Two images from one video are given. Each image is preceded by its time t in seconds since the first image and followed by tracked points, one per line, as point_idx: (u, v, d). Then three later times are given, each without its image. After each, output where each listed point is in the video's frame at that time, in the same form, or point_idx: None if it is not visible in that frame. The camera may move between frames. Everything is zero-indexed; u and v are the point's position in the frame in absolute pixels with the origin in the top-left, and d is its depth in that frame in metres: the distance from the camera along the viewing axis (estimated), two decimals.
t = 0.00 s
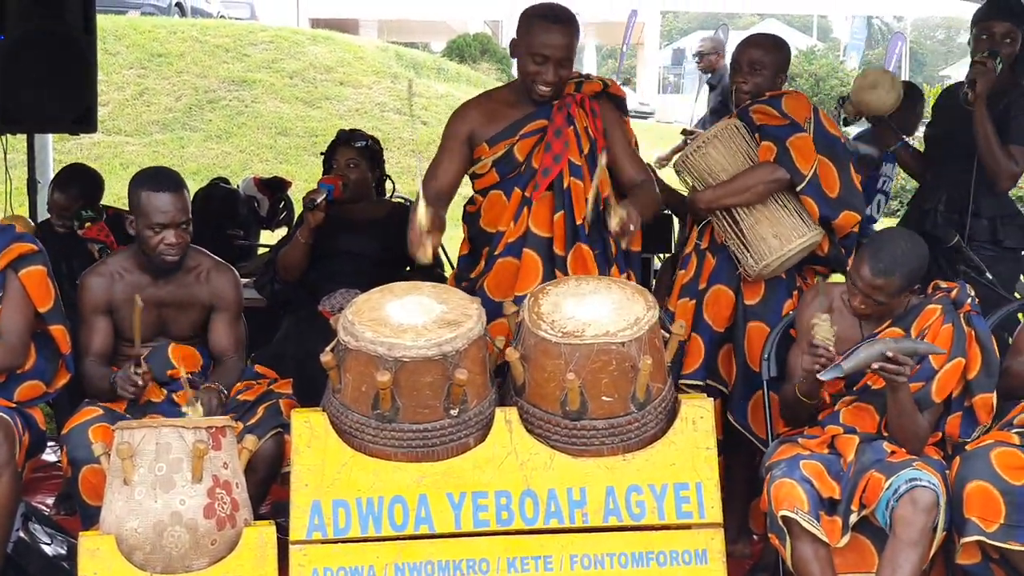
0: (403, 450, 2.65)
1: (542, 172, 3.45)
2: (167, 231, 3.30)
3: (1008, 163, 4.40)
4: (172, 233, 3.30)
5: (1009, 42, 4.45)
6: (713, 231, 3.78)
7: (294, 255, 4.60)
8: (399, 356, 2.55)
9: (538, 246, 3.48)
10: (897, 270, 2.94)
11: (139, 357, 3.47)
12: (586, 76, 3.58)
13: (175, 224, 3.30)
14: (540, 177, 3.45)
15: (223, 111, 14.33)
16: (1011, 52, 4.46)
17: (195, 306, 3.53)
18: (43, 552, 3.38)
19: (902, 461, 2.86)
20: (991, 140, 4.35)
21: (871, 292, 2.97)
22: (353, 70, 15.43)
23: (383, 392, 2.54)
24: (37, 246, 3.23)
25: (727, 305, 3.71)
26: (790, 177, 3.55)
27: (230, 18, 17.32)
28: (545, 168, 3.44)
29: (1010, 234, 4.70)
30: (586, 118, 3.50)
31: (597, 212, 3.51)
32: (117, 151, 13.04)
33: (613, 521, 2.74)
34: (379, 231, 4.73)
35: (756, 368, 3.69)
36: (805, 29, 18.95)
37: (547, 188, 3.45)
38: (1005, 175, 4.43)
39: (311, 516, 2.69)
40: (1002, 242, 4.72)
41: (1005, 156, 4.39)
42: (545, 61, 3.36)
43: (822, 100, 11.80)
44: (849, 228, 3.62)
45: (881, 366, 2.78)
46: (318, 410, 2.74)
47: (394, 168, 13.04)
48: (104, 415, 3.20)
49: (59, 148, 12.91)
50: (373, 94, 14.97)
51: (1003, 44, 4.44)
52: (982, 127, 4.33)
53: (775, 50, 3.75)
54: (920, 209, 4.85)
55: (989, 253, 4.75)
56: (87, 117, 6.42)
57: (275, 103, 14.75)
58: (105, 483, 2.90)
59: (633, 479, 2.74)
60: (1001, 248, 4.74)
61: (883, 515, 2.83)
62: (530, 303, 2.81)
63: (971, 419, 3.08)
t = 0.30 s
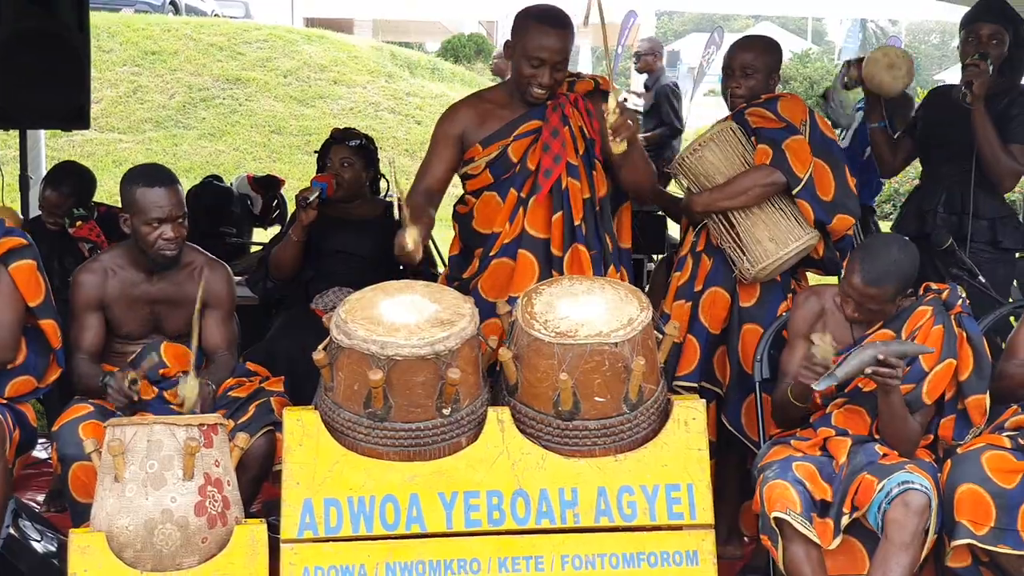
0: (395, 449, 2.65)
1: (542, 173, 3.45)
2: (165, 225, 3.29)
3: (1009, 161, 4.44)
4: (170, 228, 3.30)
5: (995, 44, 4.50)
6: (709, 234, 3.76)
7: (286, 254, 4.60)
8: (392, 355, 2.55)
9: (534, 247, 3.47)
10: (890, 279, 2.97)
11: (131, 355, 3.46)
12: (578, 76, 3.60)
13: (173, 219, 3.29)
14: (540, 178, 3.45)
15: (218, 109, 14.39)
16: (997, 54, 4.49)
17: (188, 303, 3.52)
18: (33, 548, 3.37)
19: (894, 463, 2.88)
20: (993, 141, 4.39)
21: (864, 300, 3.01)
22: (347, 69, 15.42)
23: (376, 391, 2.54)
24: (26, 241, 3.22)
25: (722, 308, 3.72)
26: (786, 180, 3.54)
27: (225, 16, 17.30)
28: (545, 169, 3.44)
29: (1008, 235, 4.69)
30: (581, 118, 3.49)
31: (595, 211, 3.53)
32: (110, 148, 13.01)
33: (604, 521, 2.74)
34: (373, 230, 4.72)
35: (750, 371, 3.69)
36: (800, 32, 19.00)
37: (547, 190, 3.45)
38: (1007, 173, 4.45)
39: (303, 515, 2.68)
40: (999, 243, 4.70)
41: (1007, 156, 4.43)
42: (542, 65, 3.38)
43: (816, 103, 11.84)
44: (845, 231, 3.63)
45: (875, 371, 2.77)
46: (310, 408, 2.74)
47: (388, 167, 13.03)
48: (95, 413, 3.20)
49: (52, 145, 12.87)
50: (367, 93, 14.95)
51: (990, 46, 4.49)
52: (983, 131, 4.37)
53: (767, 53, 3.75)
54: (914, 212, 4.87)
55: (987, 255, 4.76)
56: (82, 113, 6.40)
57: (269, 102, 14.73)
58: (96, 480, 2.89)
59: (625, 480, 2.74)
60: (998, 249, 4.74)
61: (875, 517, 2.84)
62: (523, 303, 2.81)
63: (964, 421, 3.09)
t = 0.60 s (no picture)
0: (387, 447, 2.65)
1: (526, 180, 3.45)
2: (159, 222, 3.28)
3: (996, 154, 4.52)
4: (164, 224, 3.29)
5: (973, 40, 4.45)
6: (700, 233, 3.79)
7: (277, 252, 4.60)
8: (383, 353, 2.56)
9: (519, 253, 3.48)
10: (877, 269, 2.98)
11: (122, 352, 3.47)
12: (574, 79, 3.55)
13: (167, 215, 3.29)
14: (524, 185, 3.45)
15: (209, 105, 14.34)
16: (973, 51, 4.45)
17: (179, 301, 3.52)
18: (24, 545, 3.37)
19: (885, 463, 2.89)
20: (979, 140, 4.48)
21: (852, 290, 3.00)
22: (339, 66, 15.39)
23: (368, 389, 2.54)
24: (18, 238, 3.21)
25: (715, 306, 3.72)
26: (780, 186, 3.56)
27: (216, 13, 17.26)
28: (530, 176, 3.44)
29: (1002, 230, 4.69)
30: (571, 124, 3.47)
31: (581, 220, 3.51)
32: (101, 145, 12.95)
33: (596, 519, 2.75)
34: (365, 227, 4.71)
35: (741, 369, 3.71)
36: (792, 31, 19.03)
37: (532, 196, 3.45)
38: (995, 166, 4.53)
39: (294, 512, 2.69)
40: (994, 238, 4.70)
41: (995, 151, 4.52)
42: (533, 63, 3.37)
43: (808, 103, 11.88)
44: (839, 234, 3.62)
45: (856, 359, 2.79)
46: (302, 405, 2.74)
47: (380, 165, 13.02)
48: (85, 410, 3.19)
49: (41, 140, 12.81)
50: (359, 90, 14.93)
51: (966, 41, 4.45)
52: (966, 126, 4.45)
53: (759, 52, 3.76)
54: (903, 210, 4.90)
55: (982, 252, 4.73)
56: (71, 111, 6.38)
57: (260, 99, 14.70)
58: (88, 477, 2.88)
59: (616, 478, 2.75)
60: (992, 245, 4.72)
61: (865, 516, 2.86)
62: (515, 301, 2.82)
63: (956, 421, 3.11)
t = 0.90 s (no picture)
0: (389, 440, 2.65)
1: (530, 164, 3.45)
2: (161, 215, 3.28)
3: (981, 138, 4.47)
4: (166, 218, 3.28)
5: (950, 32, 4.49)
6: (706, 225, 3.76)
7: (277, 246, 4.59)
8: (385, 346, 2.55)
9: (523, 238, 3.47)
10: (881, 248, 2.97)
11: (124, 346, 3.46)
12: (567, 62, 3.58)
13: (170, 208, 3.28)
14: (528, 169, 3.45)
15: (208, 100, 14.28)
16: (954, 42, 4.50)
17: (180, 295, 3.51)
18: (27, 540, 3.37)
19: (889, 453, 2.89)
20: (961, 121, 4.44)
21: (855, 271, 2.98)
22: (338, 59, 15.37)
23: (370, 382, 2.54)
24: (18, 234, 3.21)
25: (722, 300, 3.73)
26: (792, 174, 3.57)
27: (215, 6, 17.23)
28: (533, 160, 3.43)
29: (1000, 216, 4.70)
30: (569, 107, 3.47)
31: (584, 200, 3.51)
32: (100, 139, 12.91)
33: (599, 512, 2.75)
34: (365, 220, 4.71)
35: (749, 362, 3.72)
36: (791, 22, 19.00)
37: (536, 180, 3.44)
38: (982, 149, 4.48)
39: (297, 506, 2.69)
40: (992, 224, 4.70)
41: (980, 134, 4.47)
42: (525, 55, 3.34)
43: (808, 93, 11.86)
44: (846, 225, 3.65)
45: (863, 357, 2.78)
46: (304, 399, 2.74)
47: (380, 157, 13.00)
48: (88, 404, 3.19)
49: (41, 136, 12.76)
50: (358, 83, 14.91)
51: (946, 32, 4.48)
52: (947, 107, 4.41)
53: (766, 42, 3.75)
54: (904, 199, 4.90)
55: (980, 239, 4.72)
56: (73, 105, 6.36)
57: (259, 92, 14.67)
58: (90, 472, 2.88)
59: (619, 471, 2.75)
60: (990, 231, 4.72)
61: (868, 507, 2.86)
62: (516, 293, 2.81)
63: (958, 411, 3.10)
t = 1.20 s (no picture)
0: (391, 437, 2.65)
1: (543, 163, 3.44)
2: (151, 214, 3.28)
3: (970, 145, 4.43)
4: (156, 216, 3.28)
5: (965, 35, 4.48)
6: (711, 225, 3.76)
7: (280, 242, 4.60)
8: (389, 342, 2.55)
9: (533, 238, 3.47)
10: (886, 248, 2.97)
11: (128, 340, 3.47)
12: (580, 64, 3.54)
13: (160, 208, 3.28)
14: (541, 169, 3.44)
15: (214, 96, 14.32)
16: (970, 46, 4.49)
17: (185, 289, 3.51)
18: (29, 532, 3.37)
19: (892, 456, 2.88)
20: (950, 125, 4.39)
21: (858, 268, 2.98)
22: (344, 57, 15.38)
23: (374, 378, 2.54)
24: (25, 225, 3.22)
25: (726, 298, 3.72)
26: (799, 176, 3.57)
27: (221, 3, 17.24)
28: (547, 160, 3.43)
29: (990, 224, 4.69)
30: (582, 109, 3.48)
31: (595, 201, 3.51)
32: (106, 133, 12.89)
33: (600, 511, 2.74)
34: (370, 216, 4.71)
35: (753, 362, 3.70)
36: (797, 26, 18.95)
37: (549, 180, 3.44)
38: (970, 156, 4.43)
39: (299, 501, 2.68)
40: (982, 233, 4.70)
41: (966, 140, 4.43)
42: (548, 60, 3.33)
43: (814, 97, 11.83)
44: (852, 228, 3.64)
45: (862, 350, 2.77)
46: (307, 394, 2.74)
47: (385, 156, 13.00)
48: (91, 397, 3.20)
49: (46, 129, 12.75)
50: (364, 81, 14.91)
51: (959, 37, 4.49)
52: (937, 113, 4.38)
53: (775, 45, 3.75)
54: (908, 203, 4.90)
55: (975, 247, 4.73)
56: (79, 100, 6.35)
57: (265, 89, 14.68)
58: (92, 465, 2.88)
59: (621, 470, 2.74)
60: (983, 240, 4.72)
61: (871, 510, 2.85)
62: (521, 291, 2.81)
63: (961, 415, 3.10)
